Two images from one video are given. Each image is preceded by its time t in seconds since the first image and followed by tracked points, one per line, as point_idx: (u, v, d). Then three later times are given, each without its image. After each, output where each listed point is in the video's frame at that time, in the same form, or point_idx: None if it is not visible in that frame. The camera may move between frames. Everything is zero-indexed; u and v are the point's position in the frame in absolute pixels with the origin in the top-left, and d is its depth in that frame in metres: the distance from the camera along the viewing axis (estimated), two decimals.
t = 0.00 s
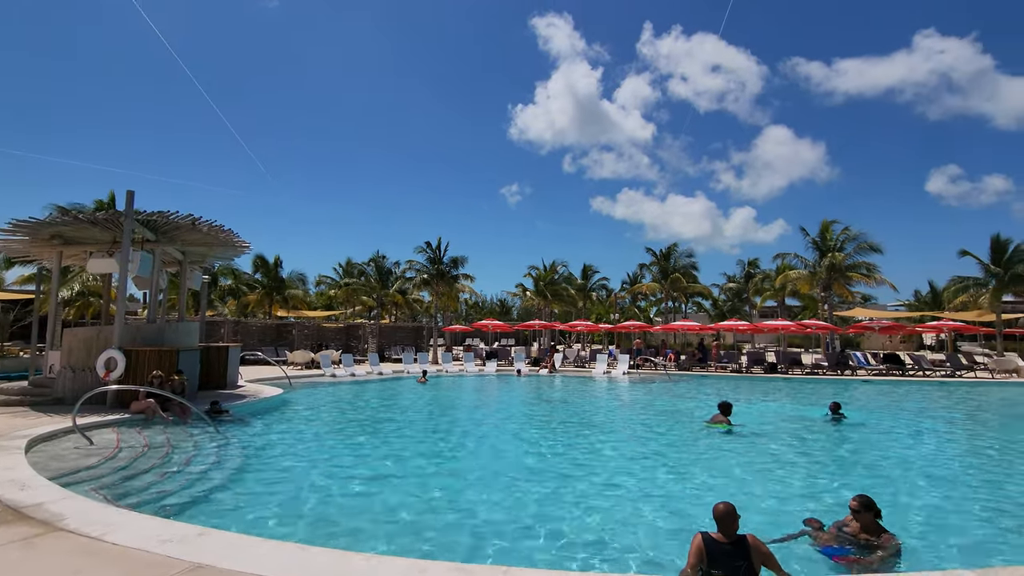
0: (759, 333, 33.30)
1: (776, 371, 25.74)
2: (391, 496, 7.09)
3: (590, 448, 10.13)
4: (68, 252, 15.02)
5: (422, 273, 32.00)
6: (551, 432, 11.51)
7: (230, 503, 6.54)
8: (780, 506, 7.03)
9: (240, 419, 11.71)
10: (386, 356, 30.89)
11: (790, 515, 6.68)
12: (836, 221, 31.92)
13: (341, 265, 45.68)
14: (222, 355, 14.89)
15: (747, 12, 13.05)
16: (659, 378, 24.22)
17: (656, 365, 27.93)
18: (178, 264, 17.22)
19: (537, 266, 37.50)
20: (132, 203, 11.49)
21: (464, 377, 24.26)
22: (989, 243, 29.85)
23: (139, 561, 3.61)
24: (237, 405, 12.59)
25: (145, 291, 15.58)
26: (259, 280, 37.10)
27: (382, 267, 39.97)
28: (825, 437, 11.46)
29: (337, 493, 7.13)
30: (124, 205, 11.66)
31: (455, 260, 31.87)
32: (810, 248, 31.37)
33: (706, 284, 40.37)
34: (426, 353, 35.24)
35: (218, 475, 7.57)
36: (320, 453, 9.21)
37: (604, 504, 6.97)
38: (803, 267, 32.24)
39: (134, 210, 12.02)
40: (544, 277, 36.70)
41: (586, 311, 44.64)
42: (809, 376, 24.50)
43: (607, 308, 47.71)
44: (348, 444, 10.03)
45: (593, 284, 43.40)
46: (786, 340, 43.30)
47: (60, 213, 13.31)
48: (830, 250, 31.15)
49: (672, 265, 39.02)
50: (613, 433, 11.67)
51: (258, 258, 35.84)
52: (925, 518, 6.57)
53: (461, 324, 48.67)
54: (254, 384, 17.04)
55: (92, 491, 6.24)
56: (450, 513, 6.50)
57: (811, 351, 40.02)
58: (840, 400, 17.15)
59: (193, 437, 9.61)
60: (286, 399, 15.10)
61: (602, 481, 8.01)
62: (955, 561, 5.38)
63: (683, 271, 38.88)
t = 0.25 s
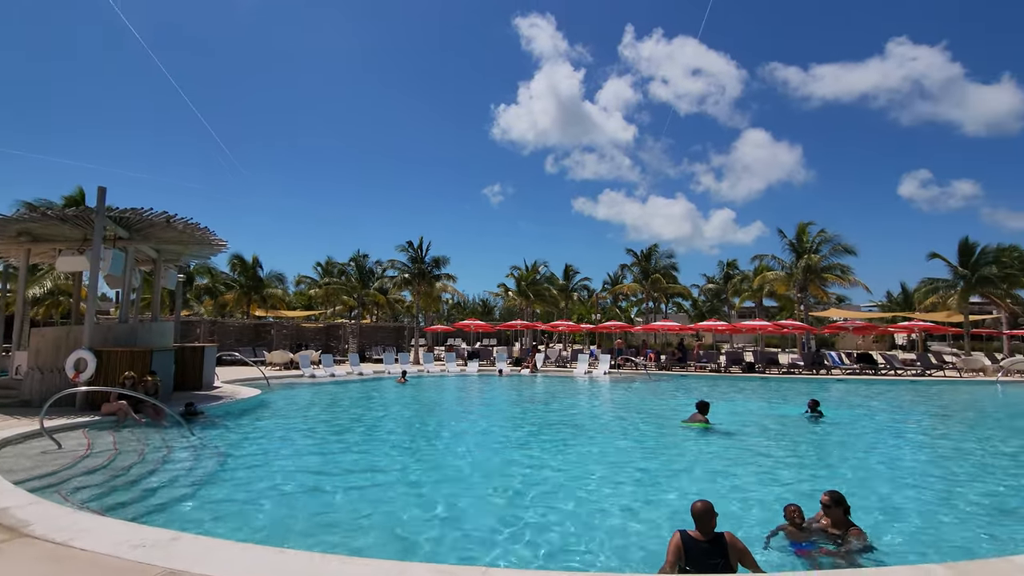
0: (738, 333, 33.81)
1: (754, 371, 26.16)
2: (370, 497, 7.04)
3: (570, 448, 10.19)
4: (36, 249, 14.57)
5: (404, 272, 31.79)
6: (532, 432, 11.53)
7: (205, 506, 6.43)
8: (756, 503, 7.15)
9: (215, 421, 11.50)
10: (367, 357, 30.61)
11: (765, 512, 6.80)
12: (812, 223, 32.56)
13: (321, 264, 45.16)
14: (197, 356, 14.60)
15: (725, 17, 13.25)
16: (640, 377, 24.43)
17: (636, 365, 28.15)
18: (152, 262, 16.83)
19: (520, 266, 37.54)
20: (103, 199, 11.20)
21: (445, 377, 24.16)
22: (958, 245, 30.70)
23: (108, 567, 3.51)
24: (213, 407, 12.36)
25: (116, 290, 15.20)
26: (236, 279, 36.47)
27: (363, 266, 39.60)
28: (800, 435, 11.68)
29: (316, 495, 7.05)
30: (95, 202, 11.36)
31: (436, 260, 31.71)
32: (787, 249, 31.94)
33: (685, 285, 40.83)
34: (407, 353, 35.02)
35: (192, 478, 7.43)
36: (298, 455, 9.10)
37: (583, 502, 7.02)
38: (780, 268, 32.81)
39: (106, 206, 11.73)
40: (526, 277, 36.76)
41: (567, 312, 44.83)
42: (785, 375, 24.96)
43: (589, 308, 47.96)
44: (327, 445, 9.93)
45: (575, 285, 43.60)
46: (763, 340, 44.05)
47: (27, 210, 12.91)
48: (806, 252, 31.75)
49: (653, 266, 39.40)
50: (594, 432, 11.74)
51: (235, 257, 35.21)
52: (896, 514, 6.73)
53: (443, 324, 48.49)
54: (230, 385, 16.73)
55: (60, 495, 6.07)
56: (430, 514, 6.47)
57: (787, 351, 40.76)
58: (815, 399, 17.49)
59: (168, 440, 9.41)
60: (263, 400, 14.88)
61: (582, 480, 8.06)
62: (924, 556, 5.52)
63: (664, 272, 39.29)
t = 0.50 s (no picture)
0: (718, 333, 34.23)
1: (734, 370, 26.51)
2: (351, 498, 6.99)
3: (553, 447, 10.22)
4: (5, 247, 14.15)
5: (386, 272, 31.56)
6: (515, 432, 11.55)
7: (181, 509, 6.31)
8: (735, 500, 7.24)
9: (192, 422, 11.29)
10: (348, 357, 30.32)
11: (744, 509, 6.89)
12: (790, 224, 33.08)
13: (302, 264, 44.63)
14: (173, 356, 14.32)
15: (707, 21, 13.40)
16: (622, 377, 24.60)
17: (619, 364, 28.33)
18: (127, 261, 16.45)
19: (503, 266, 37.54)
20: (76, 195, 10.91)
21: (428, 377, 24.04)
22: (931, 247, 31.47)
23: (78, 573, 3.41)
24: (190, 408, 12.13)
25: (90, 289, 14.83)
26: (215, 278, 35.86)
27: (345, 265, 39.22)
28: (778, 434, 11.86)
29: (295, 496, 6.97)
30: (67, 198, 11.06)
31: (419, 260, 31.54)
32: (766, 250, 32.42)
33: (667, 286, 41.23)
34: (389, 353, 34.80)
35: (169, 480, 7.29)
36: (278, 456, 9.00)
37: (565, 501, 7.04)
38: (760, 269, 33.30)
39: (78, 202, 11.43)
40: (509, 277, 36.76)
41: (550, 312, 44.94)
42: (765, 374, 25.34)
43: (572, 308, 48.15)
44: (307, 446, 9.82)
45: (558, 285, 43.75)
46: (743, 340, 44.67)
47: None
48: (785, 253, 32.26)
49: (635, 266, 39.71)
50: (576, 432, 11.79)
51: (213, 256, 34.60)
52: (871, 511, 6.88)
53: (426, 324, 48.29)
54: (208, 386, 16.44)
55: (30, 499, 5.90)
56: (411, 514, 6.44)
57: (767, 351, 41.38)
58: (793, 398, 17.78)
59: (142, 442, 9.21)
60: (242, 400, 14.65)
61: (564, 479, 8.09)
62: (897, 551, 5.65)
63: (646, 272, 39.62)
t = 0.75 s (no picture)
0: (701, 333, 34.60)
1: (716, 370, 26.81)
2: (333, 499, 6.92)
3: (537, 447, 10.22)
4: None
5: (370, 271, 31.33)
6: (500, 433, 11.51)
7: (158, 511, 6.20)
8: (715, 498, 7.32)
9: (170, 423, 11.09)
10: (331, 357, 30.02)
11: (725, 507, 6.97)
12: (772, 226, 33.52)
13: (285, 262, 44.10)
14: (151, 356, 14.04)
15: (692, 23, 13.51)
16: (606, 377, 24.72)
17: (603, 364, 28.47)
18: (103, 259, 16.09)
19: (488, 266, 37.50)
20: (50, 191, 10.64)
21: (412, 377, 23.91)
22: (907, 249, 32.15)
23: None
24: (168, 409, 11.92)
25: (64, 287, 14.47)
26: (195, 276, 35.26)
27: (328, 265, 38.84)
28: (759, 433, 12.01)
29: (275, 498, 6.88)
30: (41, 194, 10.78)
31: (404, 259, 31.34)
32: (748, 251, 32.84)
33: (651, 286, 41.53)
34: (373, 353, 34.56)
35: (145, 483, 7.15)
36: (259, 457, 8.89)
37: (549, 501, 7.04)
38: (742, 270, 33.71)
39: (52, 199, 11.15)
40: (494, 277, 36.73)
41: (535, 312, 45.00)
42: (746, 374, 25.66)
43: (557, 308, 48.22)
44: (289, 447, 9.71)
45: (542, 285, 43.85)
46: (725, 339, 45.19)
47: None
48: (766, 254, 32.69)
49: (620, 267, 39.95)
50: (559, 432, 11.80)
51: (193, 254, 34.01)
52: (849, 508, 7.01)
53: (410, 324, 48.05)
54: (187, 386, 16.16)
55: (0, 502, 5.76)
56: (393, 515, 6.40)
57: (748, 351, 41.90)
58: (774, 397, 18.02)
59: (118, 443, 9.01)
60: (222, 401, 14.42)
61: (548, 478, 8.10)
62: (872, 547, 5.76)
63: (630, 273, 39.88)
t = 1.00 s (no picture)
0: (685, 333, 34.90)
1: (700, 370, 27.07)
2: (317, 500, 6.87)
3: (522, 446, 10.24)
4: None
5: (355, 271, 31.09)
6: (485, 432, 11.50)
7: (136, 514, 6.09)
8: (698, 496, 7.40)
9: (149, 425, 10.91)
10: (315, 357, 29.74)
11: (707, 505, 7.04)
12: (755, 228, 33.91)
13: (268, 262, 43.58)
14: (130, 356, 13.80)
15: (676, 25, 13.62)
16: (591, 377, 24.83)
17: (589, 364, 28.58)
18: (80, 257, 15.76)
19: (474, 266, 37.43)
20: (26, 188, 10.40)
21: (397, 377, 23.79)
22: (887, 251, 32.75)
23: None
24: (147, 410, 11.73)
25: (39, 286, 14.14)
26: (176, 275, 34.68)
27: (313, 264, 38.46)
28: (742, 431, 12.16)
29: (258, 500, 6.80)
30: (16, 191, 10.54)
31: (390, 259, 31.14)
32: (732, 252, 33.19)
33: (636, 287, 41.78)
34: (358, 353, 34.30)
35: (123, 485, 7.02)
36: (241, 459, 8.78)
37: (534, 500, 7.06)
38: (726, 270, 34.06)
39: (28, 196, 10.90)
40: (480, 277, 36.68)
41: (522, 312, 45.04)
42: (730, 374, 25.95)
43: (543, 308, 48.26)
44: (272, 448, 9.61)
45: (528, 285, 43.90)
46: (710, 339, 45.63)
47: None
48: (749, 255, 33.08)
49: (606, 267, 40.13)
50: (545, 431, 11.82)
51: (174, 253, 33.46)
52: (828, 505, 7.13)
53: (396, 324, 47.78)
54: (167, 387, 15.90)
55: None
56: (377, 516, 6.37)
57: (732, 351, 42.35)
58: (757, 397, 18.24)
59: (95, 445, 8.83)
60: (203, 402, 14.22)
61: (533, 478, 8.13)
62: (850, 543, 5.87)
63: (616, 273, 40.09)
